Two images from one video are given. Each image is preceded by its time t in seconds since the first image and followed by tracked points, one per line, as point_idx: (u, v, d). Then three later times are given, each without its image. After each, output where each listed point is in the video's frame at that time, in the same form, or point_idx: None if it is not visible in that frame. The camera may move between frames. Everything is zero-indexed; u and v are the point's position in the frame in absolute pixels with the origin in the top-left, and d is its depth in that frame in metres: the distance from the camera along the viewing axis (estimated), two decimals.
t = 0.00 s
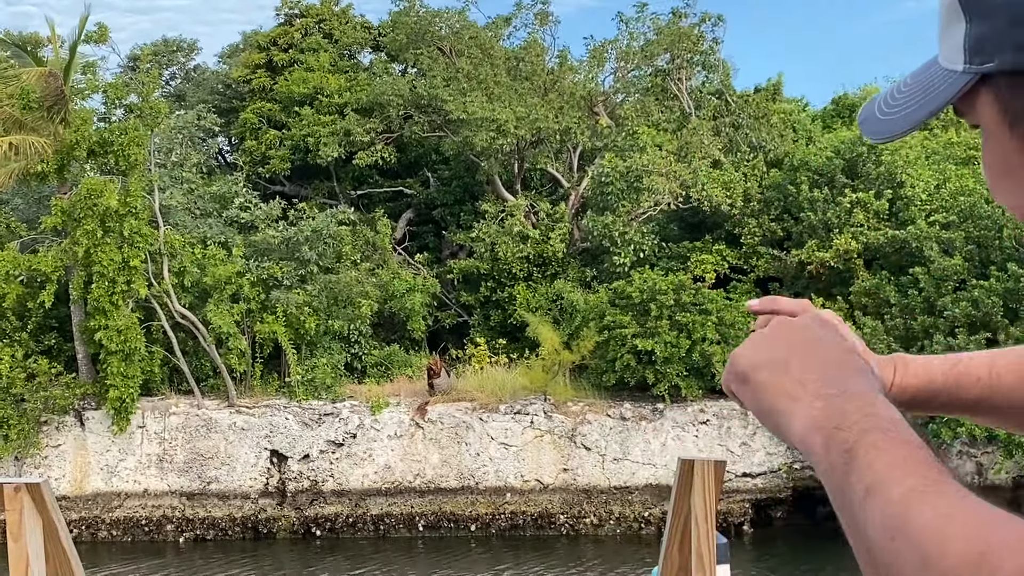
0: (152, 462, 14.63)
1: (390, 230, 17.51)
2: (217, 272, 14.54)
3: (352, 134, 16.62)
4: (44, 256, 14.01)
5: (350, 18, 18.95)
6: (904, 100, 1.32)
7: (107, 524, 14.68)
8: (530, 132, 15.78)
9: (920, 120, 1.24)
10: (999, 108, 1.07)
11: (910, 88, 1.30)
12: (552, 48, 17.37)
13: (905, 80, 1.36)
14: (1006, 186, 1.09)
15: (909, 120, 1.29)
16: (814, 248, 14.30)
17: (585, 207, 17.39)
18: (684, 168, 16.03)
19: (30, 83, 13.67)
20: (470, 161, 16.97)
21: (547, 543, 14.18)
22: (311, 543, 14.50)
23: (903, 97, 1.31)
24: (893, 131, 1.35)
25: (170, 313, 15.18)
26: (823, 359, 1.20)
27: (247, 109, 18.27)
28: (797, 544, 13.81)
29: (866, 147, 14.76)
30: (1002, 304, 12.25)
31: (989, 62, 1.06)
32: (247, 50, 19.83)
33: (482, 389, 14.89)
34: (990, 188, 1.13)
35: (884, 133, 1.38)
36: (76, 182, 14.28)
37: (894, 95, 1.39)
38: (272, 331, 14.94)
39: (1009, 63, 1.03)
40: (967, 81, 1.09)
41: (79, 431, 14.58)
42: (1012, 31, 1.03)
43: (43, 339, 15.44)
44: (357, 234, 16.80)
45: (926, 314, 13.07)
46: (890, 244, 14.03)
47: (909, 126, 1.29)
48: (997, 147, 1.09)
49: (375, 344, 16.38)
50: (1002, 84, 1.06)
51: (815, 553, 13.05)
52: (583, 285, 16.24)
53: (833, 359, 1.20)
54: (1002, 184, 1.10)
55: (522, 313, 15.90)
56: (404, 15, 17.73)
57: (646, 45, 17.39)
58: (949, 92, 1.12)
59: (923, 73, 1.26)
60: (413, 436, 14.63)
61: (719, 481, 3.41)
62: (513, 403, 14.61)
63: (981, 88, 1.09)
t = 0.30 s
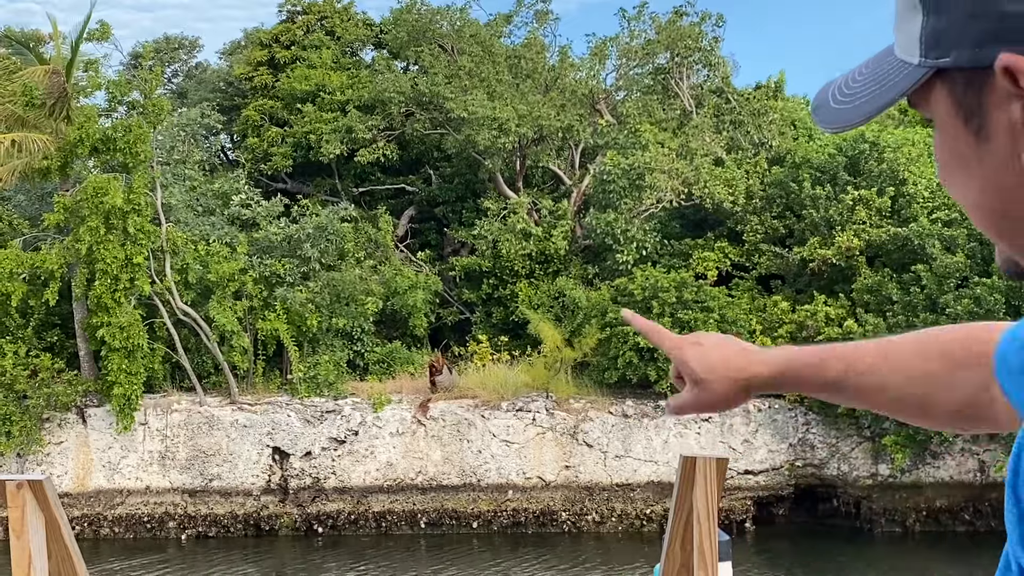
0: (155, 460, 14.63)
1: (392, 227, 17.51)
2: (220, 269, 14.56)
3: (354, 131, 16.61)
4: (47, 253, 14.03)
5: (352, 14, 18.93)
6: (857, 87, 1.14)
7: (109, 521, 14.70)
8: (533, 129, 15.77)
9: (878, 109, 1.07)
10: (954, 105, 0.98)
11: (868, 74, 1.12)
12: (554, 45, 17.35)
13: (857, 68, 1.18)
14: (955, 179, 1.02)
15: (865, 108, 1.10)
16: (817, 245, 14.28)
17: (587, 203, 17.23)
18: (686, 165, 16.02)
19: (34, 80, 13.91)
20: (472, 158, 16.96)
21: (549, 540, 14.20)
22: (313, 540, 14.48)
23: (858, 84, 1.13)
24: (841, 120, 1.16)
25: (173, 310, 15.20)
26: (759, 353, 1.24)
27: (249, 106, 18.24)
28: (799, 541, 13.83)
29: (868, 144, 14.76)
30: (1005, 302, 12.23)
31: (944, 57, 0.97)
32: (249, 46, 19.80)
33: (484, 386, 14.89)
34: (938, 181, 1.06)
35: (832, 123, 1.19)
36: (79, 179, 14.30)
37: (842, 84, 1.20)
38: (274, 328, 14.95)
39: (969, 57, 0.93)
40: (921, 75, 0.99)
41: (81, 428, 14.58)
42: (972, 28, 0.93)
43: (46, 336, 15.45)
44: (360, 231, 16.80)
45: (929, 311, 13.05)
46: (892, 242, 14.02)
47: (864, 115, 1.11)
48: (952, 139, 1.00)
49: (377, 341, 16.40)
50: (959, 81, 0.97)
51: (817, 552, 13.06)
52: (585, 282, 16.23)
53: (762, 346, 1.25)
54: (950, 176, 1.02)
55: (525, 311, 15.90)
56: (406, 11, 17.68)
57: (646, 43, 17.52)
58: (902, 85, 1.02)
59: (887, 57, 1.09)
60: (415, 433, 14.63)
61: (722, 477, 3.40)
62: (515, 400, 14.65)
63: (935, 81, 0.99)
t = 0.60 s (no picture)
0: (158, 455, 14.65)
1: (395, 223, 17.50)
2: (223, 265, 14.59)
3: (357, 127, 16.63)
4: (50, 249, 14.07)
5: (354, 10, 18.93)
6: (812, 115, 0.99)
7: (113, 516, 14.74)
8: (536, 125, 15.77)
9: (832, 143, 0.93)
10: (913, 135, 0.80)
11: (822, 101, 0.96)
12: (557, 41, 17.36)
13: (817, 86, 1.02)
14: (919, 212, 0.84)
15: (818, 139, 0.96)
16: (820, 241, 14.25)
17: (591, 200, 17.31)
18: (689, 162, 16.02)
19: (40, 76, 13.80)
20: (475, 154, 16.94)
21: (551, 535, 14.23)
22: (315, 535, 14.45)
23: (813, 109, 0.98)
24: (798, 150, 1.02)
25: (176, 306, 15.22)
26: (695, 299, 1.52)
27: (252, 101, 18.23)
28: (801, 538, 13.85)
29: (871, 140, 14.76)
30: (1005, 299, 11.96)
31: (900, 87, 0.78)
32: (252, 42, 19.80)
33: (487, 382, 14.91)
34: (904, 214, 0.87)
35: (792, 153, 1.04)
36: (84, 174, 14.36)
37: (803, 103, 1.05)
38: (278, 324, 14.97)
39: (929, 89, 0.75)
40: (877, 104, 0.82)
41: (84, 423, 14.60)
42: (927, 53, 0.75)
43: (49, 331, 15.50)
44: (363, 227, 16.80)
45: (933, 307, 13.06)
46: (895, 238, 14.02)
47: (819, 148, 0.96)
48: (907, 170, 0.82)
49: (380, 337, 16.42)
50: (916, 112, 0.79)
51: (819, 548, 13.06)
52: (587, 278, 16.21)
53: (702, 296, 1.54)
54: (910, 209, 0.84)
55: (527, 306, 15.91)
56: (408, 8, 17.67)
57: (650, 39, 17.53)
58: (856, 115, 0.84)
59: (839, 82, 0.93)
60: (418, 429, 14.66)
61: (725, 473, 3.43)
62: (518, 396, 14.66)
63: (892, 111, 0.81)
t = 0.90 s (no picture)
0: (162, 450, 14.69)
1: (399, 218, 17.50)
2: (227, 260, 14.62)
3: (361, 122, 16.62)
4: (54, 243, 14.10)
5: (358, 5, 18.91)
6: (791, 109, 1.00)
7: (117, 510, 14.82)
8: (541, 120, 15.76)
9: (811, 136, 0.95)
10: (886, 127, 0.84)
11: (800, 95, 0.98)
12: (561, 35, 17.33)
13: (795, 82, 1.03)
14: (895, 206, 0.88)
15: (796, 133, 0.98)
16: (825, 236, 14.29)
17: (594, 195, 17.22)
18: (693, 156, 16.03)
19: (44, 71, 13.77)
20: (479, 149, 16.94)
21: (554, 530, 14.29)
22: (320, 529, 14.66)
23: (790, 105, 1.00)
24: (777, 144, 1.03)
25: (180, 301, 15.27)
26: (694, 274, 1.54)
27: (256, 96, 18.20)
28: (804, 533, 13.90)
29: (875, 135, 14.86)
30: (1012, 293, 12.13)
31: (875, 80, 0.82)
32: (256, 37, 19.79)
33: (490, 376, 14.91)
34: (877, 201, 0.92)
35: (772, 147, 1.05)
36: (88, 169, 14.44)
37: (782, 99, 1.06)
38: (282, 318, 14.97)
39: (899, 82, 0.79)
40: (851, 98, 0.85)
41: (89, 418, 14.64)
42: (897, 49, 0.79)
43: (54, 326, 15.54)
44: (367, 222, 16.81)
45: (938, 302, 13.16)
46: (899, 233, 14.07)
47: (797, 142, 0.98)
48: (882, 159, 0.86)
49: (384, 332, 16.45)
50: (889, 104, 0.82)
51: (821, 542, 13.11)
52: (591, 273, 16.21)
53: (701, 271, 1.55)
54: (885, 198, 0.89)
55: (531, 302, 15.91)
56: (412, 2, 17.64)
57: (654, 33, 17.49)
58: (831, 108, 0.88)
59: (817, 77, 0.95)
60: (421, 424, 14.67)
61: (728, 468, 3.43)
62: (522, 391, 14.65)
63: (866, 104, 0.85)
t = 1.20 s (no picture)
0: (167, 444, 14.73)
1: (404, 212, 17.43)
2: (232, 255, 14.66)
3: (365, 117, 16.59)
4: (59, 238, 14.15)
5: None
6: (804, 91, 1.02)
7: (122, 504, 14.77)
8: (545, 114, 15.75)
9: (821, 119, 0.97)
10: (894, 111, 0.85)
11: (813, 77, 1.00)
12: (565, 29, 17.29)
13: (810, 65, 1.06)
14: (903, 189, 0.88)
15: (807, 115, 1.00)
16: (829, 230, 14.68)
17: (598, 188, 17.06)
18: (698, 151, 16.04)
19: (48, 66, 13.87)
20: (483, 143, 16.88)
21: (559, 524, 14.34)
22: (325, 523, 14.56)
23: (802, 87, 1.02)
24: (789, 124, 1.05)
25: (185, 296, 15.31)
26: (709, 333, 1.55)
27: (260, 91, 18.16)
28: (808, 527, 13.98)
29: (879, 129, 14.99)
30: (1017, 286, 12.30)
31: (886, 64, 0.84)
32: (262, 31, 19.79)
33: (495, 371, 14.99)
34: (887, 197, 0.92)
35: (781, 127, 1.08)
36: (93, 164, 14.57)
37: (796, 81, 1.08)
38: (287, 313, 14.97)
39: (909, 68, 0.81)
40: (864, 81, 0.87)
41: (94, 412, 14.68)
42: (912, 33, 0.81)
43: (59, 321, 15.59)
44: (371, 216, 16.78)
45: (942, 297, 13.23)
46: (904, 227, 14.11)
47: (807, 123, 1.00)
48: (892, 145, 0.87)
49: (389, 327, 16.41)
50: (899, 85, 0.84)
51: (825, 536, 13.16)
52: (596, 267, 16.18)
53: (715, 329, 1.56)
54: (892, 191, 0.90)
55: (535, 296, 15.91)
56: None
57: (658, 27, 17.44)
58: (843, 91, 0.90)
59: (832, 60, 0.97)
60: (426, 418, 14.77)
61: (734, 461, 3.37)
62: (526, 385, 14.73)
63: (877, 87, 0.87)
